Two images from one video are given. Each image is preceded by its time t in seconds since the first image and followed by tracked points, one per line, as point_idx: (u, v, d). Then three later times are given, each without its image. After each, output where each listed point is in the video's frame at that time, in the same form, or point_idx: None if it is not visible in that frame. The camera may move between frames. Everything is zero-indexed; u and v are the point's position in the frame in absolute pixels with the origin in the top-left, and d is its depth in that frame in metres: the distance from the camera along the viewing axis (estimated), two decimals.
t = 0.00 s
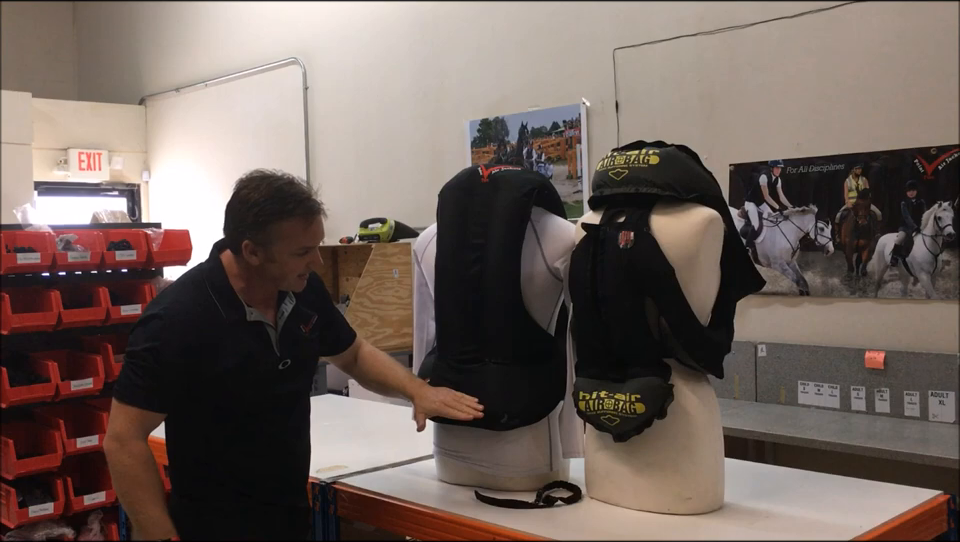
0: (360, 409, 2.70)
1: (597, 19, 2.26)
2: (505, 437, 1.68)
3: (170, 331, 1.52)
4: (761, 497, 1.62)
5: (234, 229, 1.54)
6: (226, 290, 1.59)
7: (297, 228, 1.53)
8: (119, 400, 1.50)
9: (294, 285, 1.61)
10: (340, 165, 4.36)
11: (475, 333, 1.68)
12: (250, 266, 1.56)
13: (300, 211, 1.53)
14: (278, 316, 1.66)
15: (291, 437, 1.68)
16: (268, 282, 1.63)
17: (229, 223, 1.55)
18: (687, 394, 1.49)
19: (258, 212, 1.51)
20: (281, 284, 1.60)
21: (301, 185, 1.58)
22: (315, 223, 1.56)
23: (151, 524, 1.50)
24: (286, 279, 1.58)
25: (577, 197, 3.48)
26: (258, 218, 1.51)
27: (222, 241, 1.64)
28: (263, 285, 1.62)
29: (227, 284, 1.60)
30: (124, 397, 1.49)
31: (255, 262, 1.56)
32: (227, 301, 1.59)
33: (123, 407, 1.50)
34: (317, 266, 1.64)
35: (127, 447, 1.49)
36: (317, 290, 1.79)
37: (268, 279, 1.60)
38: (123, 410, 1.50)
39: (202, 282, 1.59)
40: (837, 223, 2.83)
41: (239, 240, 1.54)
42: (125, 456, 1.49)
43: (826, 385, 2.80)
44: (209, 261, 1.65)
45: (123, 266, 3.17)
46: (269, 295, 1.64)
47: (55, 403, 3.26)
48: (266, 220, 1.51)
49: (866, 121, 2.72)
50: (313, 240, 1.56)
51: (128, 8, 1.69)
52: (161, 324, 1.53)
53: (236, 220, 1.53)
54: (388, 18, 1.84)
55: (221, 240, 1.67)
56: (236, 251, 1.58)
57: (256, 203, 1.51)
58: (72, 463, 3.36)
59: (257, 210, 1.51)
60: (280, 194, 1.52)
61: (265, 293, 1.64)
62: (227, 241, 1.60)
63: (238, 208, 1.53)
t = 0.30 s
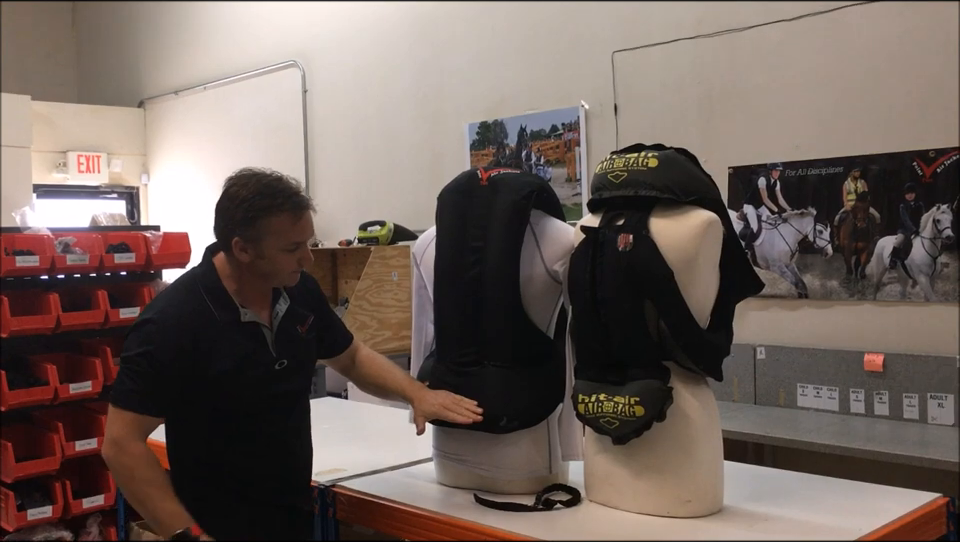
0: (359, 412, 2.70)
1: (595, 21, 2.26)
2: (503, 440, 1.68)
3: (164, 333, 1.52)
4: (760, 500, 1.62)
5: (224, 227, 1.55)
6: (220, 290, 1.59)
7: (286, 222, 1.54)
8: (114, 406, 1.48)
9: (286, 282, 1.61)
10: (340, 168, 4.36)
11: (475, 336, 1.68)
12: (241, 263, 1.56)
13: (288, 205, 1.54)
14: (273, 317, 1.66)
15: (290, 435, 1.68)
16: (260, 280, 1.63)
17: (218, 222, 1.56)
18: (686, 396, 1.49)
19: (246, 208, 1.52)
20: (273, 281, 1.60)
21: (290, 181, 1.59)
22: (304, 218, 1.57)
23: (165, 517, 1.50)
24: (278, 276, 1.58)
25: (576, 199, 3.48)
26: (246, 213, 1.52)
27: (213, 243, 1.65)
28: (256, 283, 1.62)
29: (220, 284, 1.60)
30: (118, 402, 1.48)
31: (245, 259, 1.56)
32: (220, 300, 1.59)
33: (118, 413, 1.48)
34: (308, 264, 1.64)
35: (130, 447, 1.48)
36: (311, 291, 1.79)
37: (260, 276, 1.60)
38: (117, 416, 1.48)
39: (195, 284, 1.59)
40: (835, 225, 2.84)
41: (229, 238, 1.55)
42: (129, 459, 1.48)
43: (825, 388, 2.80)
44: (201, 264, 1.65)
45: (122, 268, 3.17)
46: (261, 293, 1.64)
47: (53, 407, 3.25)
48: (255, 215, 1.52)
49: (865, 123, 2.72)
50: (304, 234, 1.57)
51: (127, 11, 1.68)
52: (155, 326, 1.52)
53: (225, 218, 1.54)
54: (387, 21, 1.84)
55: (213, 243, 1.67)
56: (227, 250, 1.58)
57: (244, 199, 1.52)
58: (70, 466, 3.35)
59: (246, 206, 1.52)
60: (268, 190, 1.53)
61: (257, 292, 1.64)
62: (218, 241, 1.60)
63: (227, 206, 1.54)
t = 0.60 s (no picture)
0: (357, 414, 2.69)
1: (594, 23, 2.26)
2: (502, 443, 1.68)
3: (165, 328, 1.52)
4: (758, 503, 1.62)
5: (208, 221, 1.57)
6: (214, 284, 1.60)
7: (267, 212, 1.55)
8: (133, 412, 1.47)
9: (274, 274, 1.61)
10: (340, 170, 4.36)
11: (474, 338, 1.68)
12: (227, 257, 1.58)
13: (269, 195, 1.56)
14: (266, 311, 1.66)
15: (293, 432, 1.66)
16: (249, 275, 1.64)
17: (203, 220, 1.58)
18: (685, 399, 1.49)
19: (227, 200, 1.54)
20: (259, 275, 1.61)
21: (271, 175, 1.61)
22: (286, 208, 1.58)
23: (235, 480, 1.45)
24: (265, 268, 1.59)
25: (574, 202, 3.48)
26: (227, 205, 1.54)
27: (201, 246, 1.67)
28: (245, 279, 1.63)
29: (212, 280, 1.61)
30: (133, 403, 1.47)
31: (231, 253, 1.58)
32: (214, 294, 1.59)
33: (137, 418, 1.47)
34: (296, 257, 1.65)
35: (163, 429, 1.47)
36: (304, 290, 1.81)
37: (246, 270, 1.61)
38: (142, 418, 1.47)
39: (188, 281, 1.60)
40: (833, 228, 2.84)
41: (213, 233, 1.56)
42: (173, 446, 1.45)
43: (823, 390, 2.80)
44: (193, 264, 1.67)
45: (120, 271, 3.17)
46: (252, 289, 1.65)
47: (51, 409, 3.25)
48: (236, 207, 1.53)
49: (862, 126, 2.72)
50: (286, 224, 1.58)
51: (127, 13, 1.68)
52: (154, 320, 1.52)
53: (209, 213, 1.56)
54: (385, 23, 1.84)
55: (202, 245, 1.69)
56: (214, 246, 1.60)
57: (225, 191, 1.54)
58: (68, 469, 3.35)
59: (227, 198, 1.54)
60: (249, 181, 1.55)
61: (247, 288, 1.64)
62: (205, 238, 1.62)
63: (210, 201, 1.56)
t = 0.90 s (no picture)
0: (357, 416, 2.69)
1: (593, 27, 2.27)
2: (502, 446, 1.68)
3: (182, 321, 1.49)
4: (758, 505, 1.62)
5: (198, 222, 1.57)
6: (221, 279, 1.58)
7: (257, 201, 1.56)
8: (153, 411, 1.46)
9: (273, 262, 1.63)
10: (339, 173, 4.36)
11: (474, 340, 1.68)
12: (225, 254, 1.58)
13: (255, 186, 1.57)
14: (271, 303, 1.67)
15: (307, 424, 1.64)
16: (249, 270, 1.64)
17: (194, 223, 1.58)
18: (684, 401, 1.49)
19: (215, 196, 1.55)
20: (258, 267, 1.62)
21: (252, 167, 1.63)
22: (273, 195, 1.60)
23: (268, 460, 1.45)
24: (264, 257, 1.60)
25: (573, 205, 3.49)
26: (216, 202, 1.54)
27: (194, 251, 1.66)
28: (246, 274, 1.63)
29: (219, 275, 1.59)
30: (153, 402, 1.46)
31: (227, 249, 1.58)
32: (225, 290, 1.56)
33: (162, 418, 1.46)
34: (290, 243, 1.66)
35: (190, 423, 1.45)
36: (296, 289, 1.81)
37: (243, 265, 1.61)
38: (166, 417, 1.45)
39: (192, 277, 1.58)
40: (832, 231, 2.85)
41: (207, 232, 1.57)
42: (201, 438, 1.44)
43: (822, 393, 2.80)
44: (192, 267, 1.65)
45: (119, 273, 3.17)
46: (254, 284, 1.66)
47: (50, 411, 3.25)
48: (226, 201, 1.54)
49: (861, 129, 2.73)
50: (277, 210, 1.59)
51: (127, 16, 1.68)
52: (166, 317, 1.50)
53: (199, 214, 1.56)
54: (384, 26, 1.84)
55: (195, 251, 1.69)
56: (209, 247, 1.60)
57: (213, 188, 1.55)
58: (67, 471, 3.35)
59: (216, 195, 1.54)
60: (233, 174, 1.56)
61: (249, 283, 1.65)
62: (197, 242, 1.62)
63: (199, 203, 1.56)
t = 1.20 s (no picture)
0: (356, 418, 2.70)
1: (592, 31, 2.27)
2: (502, 448, 1.68)
3: (200, 319, 1.49)
4: (756, 507, 1.62)
5: (201, 221, 1.58)
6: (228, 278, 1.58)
7: (258, 200, 1.56)
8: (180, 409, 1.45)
9: (275, 261, 1.63)
10: (337, 175, 4.37)
11: (475, 343, 1.68)
12: (227, 254, 1.59)
13: (256, 184, 1.57)
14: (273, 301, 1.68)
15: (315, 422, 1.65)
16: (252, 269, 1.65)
17: (197, 223, 1.59)
18: (683, 404, 1.50)
19: (216, 196, 1.55)
20: (260, 266, 1.62)
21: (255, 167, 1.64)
22: (274, 194, 1.60)
23: (299, 437, 1.43)
24: (265, 256, 1.61)
25: (572, 207, 3.49)
26: (217, 201, 1.55)
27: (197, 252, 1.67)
28: (249, 274, 1.63)
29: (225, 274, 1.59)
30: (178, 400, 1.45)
31: (229, 248, 1.59)
32: (232, 287, 1.57)
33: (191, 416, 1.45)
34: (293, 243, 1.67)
35: (220, 416, 1.44)
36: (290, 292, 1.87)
37: (245, 264, 1.61)
38: (193, 413, 1.44)
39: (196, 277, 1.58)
40: (830, 234, 2.85)
41: (209, 231, 1.58)
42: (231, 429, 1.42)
43: (820, 395, 2.81)
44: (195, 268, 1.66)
45: (118, 275, 3.17)
46: (257, 283, 1.66)
47: (49, 413, 3.25)
48: (227, 199, 1.55)
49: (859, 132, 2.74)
50: (278, 208, 1.59)
51: (125, 19, 1.69)
52: (184, 313, 1.50)
53: (202, 214, 1.57)
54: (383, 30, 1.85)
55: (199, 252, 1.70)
56: (211, 247, 1.61)
57: (214, 188, 1.56)
58: (65, 473, 3.35)
59: (217, 194, 1.55)
60: (234, 174, 1.57)
61: (252, 282, 1.65)
62: (201, 244, 1.63)
63: (201, 203, 1.58)
